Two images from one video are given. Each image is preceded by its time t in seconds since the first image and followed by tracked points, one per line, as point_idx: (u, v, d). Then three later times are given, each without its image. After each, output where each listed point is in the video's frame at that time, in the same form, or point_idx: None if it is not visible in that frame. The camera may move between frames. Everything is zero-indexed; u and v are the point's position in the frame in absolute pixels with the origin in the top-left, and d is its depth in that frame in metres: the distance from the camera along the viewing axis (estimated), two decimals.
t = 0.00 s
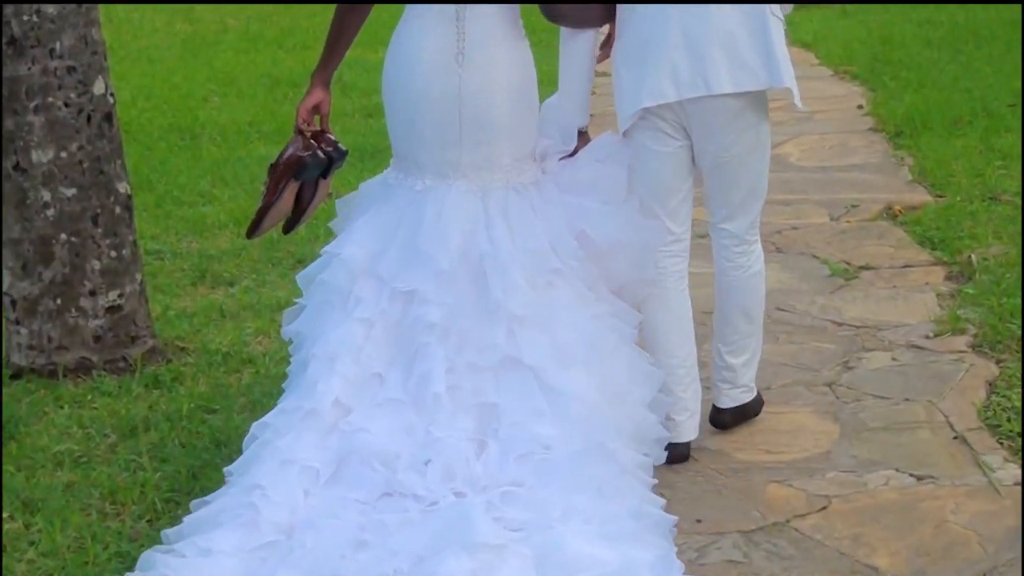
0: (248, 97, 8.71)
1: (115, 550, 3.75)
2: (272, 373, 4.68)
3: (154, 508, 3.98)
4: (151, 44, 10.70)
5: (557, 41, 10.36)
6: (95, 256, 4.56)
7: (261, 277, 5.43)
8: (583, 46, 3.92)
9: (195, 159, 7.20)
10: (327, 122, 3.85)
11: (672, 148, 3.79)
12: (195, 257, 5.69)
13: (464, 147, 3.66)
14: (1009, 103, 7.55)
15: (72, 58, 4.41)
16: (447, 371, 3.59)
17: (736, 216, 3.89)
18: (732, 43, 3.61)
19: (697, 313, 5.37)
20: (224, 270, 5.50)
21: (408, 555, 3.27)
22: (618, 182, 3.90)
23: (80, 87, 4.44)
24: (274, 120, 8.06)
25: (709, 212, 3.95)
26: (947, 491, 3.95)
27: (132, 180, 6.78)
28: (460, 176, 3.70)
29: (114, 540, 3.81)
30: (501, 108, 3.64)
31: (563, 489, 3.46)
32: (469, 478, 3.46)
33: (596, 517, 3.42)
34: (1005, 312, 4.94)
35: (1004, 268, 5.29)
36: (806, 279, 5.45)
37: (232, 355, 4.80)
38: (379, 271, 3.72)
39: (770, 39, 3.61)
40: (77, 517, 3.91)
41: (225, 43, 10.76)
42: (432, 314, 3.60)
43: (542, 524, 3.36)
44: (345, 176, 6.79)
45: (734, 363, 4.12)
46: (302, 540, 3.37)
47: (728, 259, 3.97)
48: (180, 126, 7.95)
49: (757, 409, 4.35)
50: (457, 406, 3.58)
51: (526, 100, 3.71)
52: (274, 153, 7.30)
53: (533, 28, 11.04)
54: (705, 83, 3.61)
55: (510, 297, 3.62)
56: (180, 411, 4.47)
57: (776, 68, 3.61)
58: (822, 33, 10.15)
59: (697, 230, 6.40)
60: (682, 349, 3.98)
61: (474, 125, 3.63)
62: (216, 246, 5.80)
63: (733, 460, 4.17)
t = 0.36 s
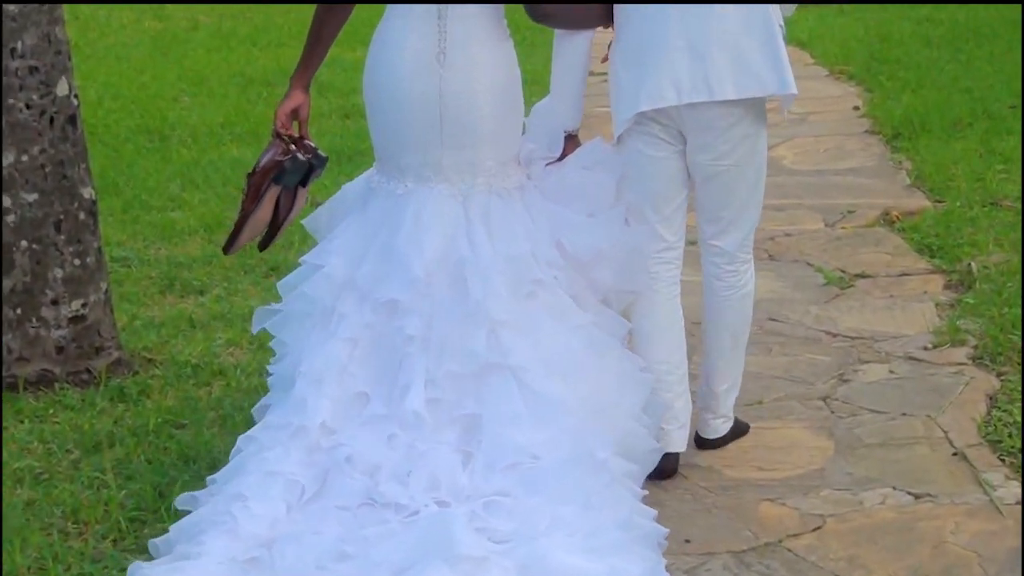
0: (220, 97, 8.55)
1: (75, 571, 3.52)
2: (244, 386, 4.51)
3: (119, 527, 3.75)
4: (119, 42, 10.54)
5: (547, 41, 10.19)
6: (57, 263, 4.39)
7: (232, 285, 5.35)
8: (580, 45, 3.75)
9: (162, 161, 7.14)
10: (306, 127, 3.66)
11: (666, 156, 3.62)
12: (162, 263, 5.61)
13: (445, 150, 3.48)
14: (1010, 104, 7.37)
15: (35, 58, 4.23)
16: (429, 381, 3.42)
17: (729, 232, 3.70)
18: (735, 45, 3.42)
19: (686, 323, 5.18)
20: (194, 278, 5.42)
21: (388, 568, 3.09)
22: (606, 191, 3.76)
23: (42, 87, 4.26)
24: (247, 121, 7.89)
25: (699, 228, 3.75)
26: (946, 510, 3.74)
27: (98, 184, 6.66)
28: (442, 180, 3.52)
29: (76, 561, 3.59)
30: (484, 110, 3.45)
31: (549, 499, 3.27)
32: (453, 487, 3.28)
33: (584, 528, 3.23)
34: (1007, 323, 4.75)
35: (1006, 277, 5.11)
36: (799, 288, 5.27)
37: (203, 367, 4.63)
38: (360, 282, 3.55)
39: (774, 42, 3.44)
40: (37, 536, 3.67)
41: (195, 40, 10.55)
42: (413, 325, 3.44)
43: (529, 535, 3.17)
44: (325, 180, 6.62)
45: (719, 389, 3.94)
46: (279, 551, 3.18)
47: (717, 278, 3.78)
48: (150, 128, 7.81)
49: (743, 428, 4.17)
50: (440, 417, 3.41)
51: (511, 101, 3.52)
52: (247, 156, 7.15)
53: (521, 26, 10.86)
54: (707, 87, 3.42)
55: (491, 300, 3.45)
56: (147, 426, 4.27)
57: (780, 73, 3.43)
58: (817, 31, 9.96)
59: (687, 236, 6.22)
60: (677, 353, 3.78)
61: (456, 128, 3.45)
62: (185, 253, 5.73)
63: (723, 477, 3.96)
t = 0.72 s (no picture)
0: (205, 109, 8.49)
1: None
2: (227, 404, 4.43)
3: (100, 547, 3.62)
4: (103, 52, 10.49)
5: (541, 52, 10.13)
6: (37, 278, 4.33)
7: (216, 301, 5.30)
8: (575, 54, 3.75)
9: (147, 174, 7.11)
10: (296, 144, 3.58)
11: (668, 173, 3.61)
12: (146, 278, 5.58)
13: (434, 166, 3.39)
14: (1008, 118, 7.31)
15: (13, 69, 4.17)
16: (420, 397, 3.37)
17: (731, 242, 3.61)
18: (738, 57, 3.36)
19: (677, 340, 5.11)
20: (177, 292, 5.38)
21: None
22: (599, 205, 3.68)
23: (22, 99, 4.20)
24: (233, 134, 7.84)
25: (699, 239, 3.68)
26: (942, 532, 3.64)
27: (80, 198, 6.63)
28: (431, 195, 3.44)
29: None
30: (473, 125, 3.37)
31: (543, 512, 3.22)
32: (445, 502, 3.26)
33: (577, 543, 3.17)
34: (1004, 342, 4.68)
35: (1003, 294, 5.04)
36: (792, 305, 5.20)
37: (186, 385, 4.56)
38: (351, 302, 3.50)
39: (777, 55, 3.38)
40: (18, 555, 3.55)
41: (181, 50, 10.51)
42: (403, 342, 3.37)
43: (520, 547, 3.12)
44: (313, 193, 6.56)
45: (715, 406, 3.81)
46: (269, 560, 3.20)
47: (719, 288, 3.69)
48: (134, 140, 7.76)
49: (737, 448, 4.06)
50: (433, 434, 3.36)
51: (501, 115, 3.44)
52: (232, 169, 7.09)
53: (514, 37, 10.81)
54: (710, 99, 3.36)
55: (483, 311, 3.37)
56: (130, 444, 4.18)
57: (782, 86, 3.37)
58: (813, 42, 9.91)
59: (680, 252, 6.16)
60: (667, 344, 3.78)
61: (445, 142, 3.36)
62: (170, 268, 5.70)
63: (716, 498, 3.84)
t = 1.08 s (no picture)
0: (209, 128, 8.51)
1: None
2: (231, 424, 4.43)
3: (103, 567, 3.61)
4: (106, 70, 10.53)
5: (546, 73, 10.15)
6: (41, 297, 4.33)
7: (220, 321, 5.30)
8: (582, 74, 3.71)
9: (151, 194, 7.11)
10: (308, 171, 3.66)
11: (676, 193, 3.58)
12: (150, 298, 5.58)
13: (438, 185, 3.45)
14: (1012, 140, 7.31)
15: (17, 88, 4.18)
16: (428, 412, 3.43)
17: (739, 260, 3.61)
18: (750, 78, 3.36)
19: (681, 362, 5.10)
20: (181, 312, 5.39)
21: None
22: (606, 225, 3.69)
23: (26, 118, 4.21)
24: (236, 153, 7.85)
25: (707, 257, 3.68)
26: (947, 556, 3.62)
27: (83, 217, 6.65)
28: (435, 215, 3.50)
29: None
30: (476, 146, 3.42)
31: (549, 524, 3.29)
32: (453, 514, 3.32)
33: (581, 553, 3.23)
34: (1008, 365, 4.67)
35: (1008, 318, 5.03)
36: (797, 327, 5.20)
37: (189, 405, 4.56)
38: (359, 324, 3.58)
39: (787, 77, 3.38)
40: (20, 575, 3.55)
41: (185, 69, 10.54)
42: (410, 360, 3.44)
43: (526, 558, 3.20)
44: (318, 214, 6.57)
45: (722, 424, 3.79)
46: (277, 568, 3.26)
47: (727, 306, 3.68)
48: (138, 160, 7.77)
49: (740, 471, 4.04)
50: (440, 448, 3.42)
51: (503, 135, 3.48)
52: (235, 188, 7.10)
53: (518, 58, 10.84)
54: (723, 120, 3.36)
55: (489, 329, 3.44)
56: (133, 464, 4.17)
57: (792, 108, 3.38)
58: (817, 64, 9.93)
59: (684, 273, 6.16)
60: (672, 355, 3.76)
61: (448, 163, 3.41)
62: (173, 287, 5.70)
63: (720, 521, 3.82)
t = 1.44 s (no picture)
0: (225, 145, 8.55)
1: None
2: (246, 442, 4.44)
3: None
4: (124, 87, 10.60)
5: (562, 90, 10.17)
6: (57, 315, 4.36)
7: (236, 338, 5.32)
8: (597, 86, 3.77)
9: (168, 211, 7.14)
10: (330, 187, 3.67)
11: (693, 214, 3.59)
12: (166, 315, 5.60)
13: (451, 195, 3.47)
14: None
15: (34, 106, 4.21)
16: (443, 423, 3.44)
17: (755, 276, 3.62)
18: (769, 94, 3.38)
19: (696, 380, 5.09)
20: (196, 329, 5.41)
21: None
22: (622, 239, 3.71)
23: (43, 136, 4.24)
24: (252, 170, 7.89)
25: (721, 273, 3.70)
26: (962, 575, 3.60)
27: (100, 234, 6.69)
28: (447, 226, 3.51)
29: None
30: (486, 161, 3.45)
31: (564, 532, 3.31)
32: (469, 522, 3.33)
33: (596, 560, 3.27)
34: None
35: None
36: (812, 344, 5.18)
37: (204, 423, 4.57)
38: (377, 336, 3.60)
39: (806, 92, 3.41)
40: None
41: (202, 86, 10.60)
42: (426, 370, 3.45)
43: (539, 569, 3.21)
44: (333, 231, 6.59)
45: (738, 442, 3.79)
46: None
47: (743, 322, 3.67)
48: (154, 176, 7.82)
49: (755, 489, 4.03)
50: (455, 456, 3.43)
51: (516, 149, 3.51)
52: (251, 204, 7.13)
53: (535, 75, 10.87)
54: (743, 137, 3.38)
55: (503, 337, 3.44)
56: (148, 482, 4.18)
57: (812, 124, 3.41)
58: (833, 80, 9.92)
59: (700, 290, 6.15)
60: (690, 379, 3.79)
61: (460, 176, 3.44)
62: (189, 304, 5.72)
63: (734, 539, 3.81)
